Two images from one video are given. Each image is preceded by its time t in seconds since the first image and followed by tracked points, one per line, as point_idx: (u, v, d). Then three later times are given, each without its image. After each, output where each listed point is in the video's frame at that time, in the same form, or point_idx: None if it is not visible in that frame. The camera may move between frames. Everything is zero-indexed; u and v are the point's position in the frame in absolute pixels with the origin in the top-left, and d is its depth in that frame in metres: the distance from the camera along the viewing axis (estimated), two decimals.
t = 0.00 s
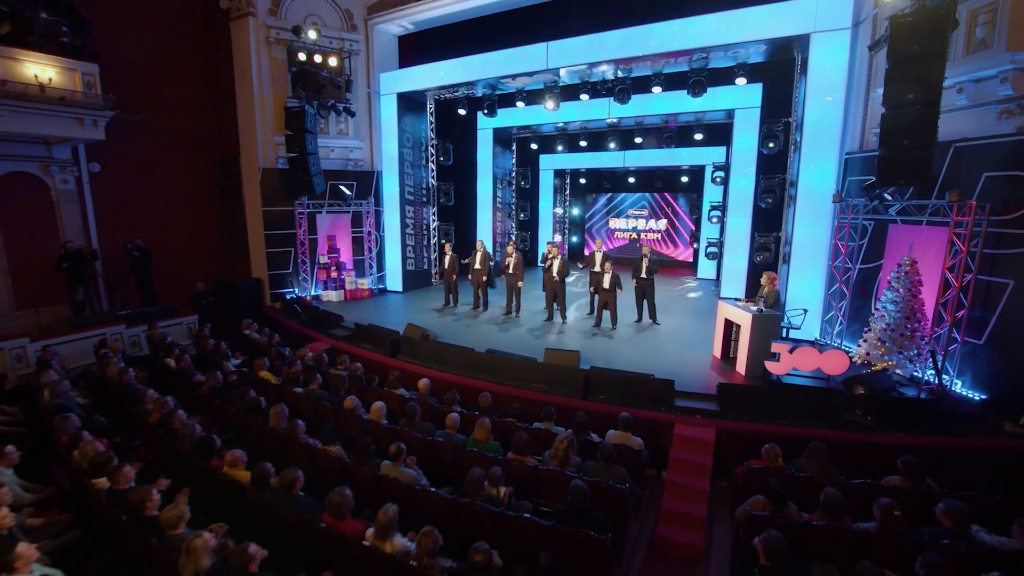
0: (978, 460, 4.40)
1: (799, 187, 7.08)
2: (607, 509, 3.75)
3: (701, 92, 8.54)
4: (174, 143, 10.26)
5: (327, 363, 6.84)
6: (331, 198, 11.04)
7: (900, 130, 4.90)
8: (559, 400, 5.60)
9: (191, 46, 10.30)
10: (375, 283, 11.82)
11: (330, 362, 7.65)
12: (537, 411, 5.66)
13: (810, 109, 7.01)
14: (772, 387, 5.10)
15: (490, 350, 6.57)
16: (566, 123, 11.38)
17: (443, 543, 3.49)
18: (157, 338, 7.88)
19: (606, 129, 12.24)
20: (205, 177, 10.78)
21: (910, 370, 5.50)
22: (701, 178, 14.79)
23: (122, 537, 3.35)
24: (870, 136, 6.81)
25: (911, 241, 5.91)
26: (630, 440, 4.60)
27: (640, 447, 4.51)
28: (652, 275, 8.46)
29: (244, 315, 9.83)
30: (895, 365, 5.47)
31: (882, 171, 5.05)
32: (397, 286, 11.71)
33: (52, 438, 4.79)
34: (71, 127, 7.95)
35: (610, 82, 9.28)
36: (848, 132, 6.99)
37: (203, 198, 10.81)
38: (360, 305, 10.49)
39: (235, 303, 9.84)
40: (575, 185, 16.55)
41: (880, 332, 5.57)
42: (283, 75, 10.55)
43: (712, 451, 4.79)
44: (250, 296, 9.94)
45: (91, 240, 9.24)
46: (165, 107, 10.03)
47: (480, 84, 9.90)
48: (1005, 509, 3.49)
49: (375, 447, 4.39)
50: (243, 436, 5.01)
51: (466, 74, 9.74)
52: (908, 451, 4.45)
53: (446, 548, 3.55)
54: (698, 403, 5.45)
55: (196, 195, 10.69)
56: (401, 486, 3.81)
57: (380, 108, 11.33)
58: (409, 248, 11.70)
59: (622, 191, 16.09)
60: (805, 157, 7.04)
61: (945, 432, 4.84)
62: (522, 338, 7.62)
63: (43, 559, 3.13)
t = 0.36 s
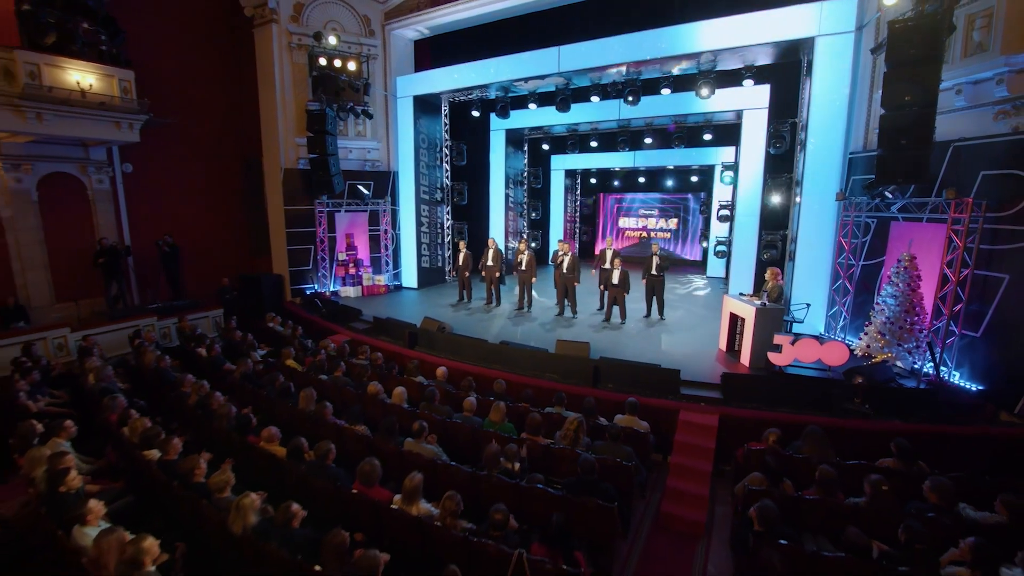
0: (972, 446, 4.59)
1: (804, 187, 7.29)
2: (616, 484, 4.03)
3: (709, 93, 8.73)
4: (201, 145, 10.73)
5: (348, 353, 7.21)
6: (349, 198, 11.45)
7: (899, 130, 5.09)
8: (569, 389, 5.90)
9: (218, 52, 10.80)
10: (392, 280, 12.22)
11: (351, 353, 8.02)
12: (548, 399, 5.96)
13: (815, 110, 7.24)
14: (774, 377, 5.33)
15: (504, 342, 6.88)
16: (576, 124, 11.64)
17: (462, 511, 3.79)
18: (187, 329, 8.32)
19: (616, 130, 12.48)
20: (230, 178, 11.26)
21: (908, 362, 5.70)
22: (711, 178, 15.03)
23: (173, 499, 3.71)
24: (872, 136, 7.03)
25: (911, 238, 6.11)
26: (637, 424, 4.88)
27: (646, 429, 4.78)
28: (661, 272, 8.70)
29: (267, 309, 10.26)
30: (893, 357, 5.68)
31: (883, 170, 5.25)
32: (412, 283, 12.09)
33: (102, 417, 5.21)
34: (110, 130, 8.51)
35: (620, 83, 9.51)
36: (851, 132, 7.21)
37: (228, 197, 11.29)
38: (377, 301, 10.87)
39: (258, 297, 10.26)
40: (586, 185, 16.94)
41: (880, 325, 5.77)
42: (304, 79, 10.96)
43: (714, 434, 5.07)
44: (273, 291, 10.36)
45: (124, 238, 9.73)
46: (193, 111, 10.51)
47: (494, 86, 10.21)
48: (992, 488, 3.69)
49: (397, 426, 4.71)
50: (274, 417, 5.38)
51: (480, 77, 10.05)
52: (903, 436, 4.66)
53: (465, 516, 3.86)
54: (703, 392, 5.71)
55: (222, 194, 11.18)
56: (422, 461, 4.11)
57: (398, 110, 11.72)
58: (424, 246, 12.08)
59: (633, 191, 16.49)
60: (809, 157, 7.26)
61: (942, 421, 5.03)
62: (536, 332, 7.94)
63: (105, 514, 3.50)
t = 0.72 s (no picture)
0: (970, 433, 4.74)
1: (811, 184, 7.49)
2: (624, 461, 4.29)
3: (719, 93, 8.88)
4: (228, 146, 11.23)
5: (370, 343, 7.57)
6: (368, 196, 11.86)
7: (901, 129, 5.28)
8: (580, 377, 6.18)
9: (245, 57, 11.28)
10: (409, 276, 12.62)
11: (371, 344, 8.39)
12: (560, 386, 6.24)
13: (822, 110, 7.42)
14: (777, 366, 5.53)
15: (517, 333, 7.17)
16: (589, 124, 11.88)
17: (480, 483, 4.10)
18: (216, 320, 8.77)
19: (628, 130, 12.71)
20: (255, 177, 11.75)
21: (911, 353, 5.88)
22: (722, 177, 15.11)
23: (218, 467, 4.08)
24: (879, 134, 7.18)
25: (915, 233, 6.36)
26: (644, 408, 5.13)
27: (653, 413, 5.05)
28: (672, 268, 8.92)
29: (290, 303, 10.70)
30: (896, 349, 5.85)
31: (885, 168, 5.43)
32: (429, 279, 12.47)
33: (146, 397, 5.63)
34: (145, 132, 9.06)
35: (632, 84, 9.72)
36: (858, 130, 7.37)
37: (253, 196, 11.78)
38: (394, 295, 11.27)
39: (281, 291, 10.70)
40: (599, 184, 17.12)
41: (884, 318, 5.95)
42: (325, 83, 11.39)
43: (719, 420, 5.31)
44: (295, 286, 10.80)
45: (157, 234, 10.24)
46: (221, 113, 11.01)
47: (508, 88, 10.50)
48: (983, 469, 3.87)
49: (418, 408, 5.03)
50: (303, 399, 5.75)
51: (495, 79, 10.36)
52: (902, 423, 4.85)
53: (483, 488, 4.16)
54: (709, 381, 5.95)
55: (247, 193, 11.67)
56: (443, 437, 4.42)
57: (415, 112, 12.10)
58: (440, 243, 12.46)
59: (644, 190, 16.64)
60: (817, 155, 7.46)
61: (941, 409, 5.20)
62: (548, 324, 8.22)
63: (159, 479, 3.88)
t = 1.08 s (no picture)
0: (970, 421, 4.89)
1: (819, 182, 7.64)
2: (631, 440, 4.55)
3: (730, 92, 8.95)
4: (253, 146, 11.72)
5: (389, 333, 7.92)
6: (386, 194, 12.25)
7: (904, 127, 5.45)
8: (591, 366, 6.44)
9: (270, 61, 11.76)
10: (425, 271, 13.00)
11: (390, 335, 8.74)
12: (572, 375, 6.51)
13: (830, 109, 7.57)
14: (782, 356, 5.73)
15: (531, 325, 7.45)
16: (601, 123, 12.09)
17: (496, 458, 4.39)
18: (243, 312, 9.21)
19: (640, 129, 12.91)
20: (278, 176, 12.23)
21: (915, 345, 6.02)
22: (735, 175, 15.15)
23: (255, 439, 4.44)
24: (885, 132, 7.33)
25: (920, 228, 6.58)
26: (652, 394, 5.37)
27: (660, 398, 5.29)
28: (682, 264, 9.11)
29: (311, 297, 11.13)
30: (900, 341, 6.00)
31: (889, 164, 5.60)
32: (444, 275, 12.84)
33: (184, 379, 6.05)
34: (178, 133, 9.49)
35: (643, 84, 9.90)
36: (865, 129, 7.52)
37: (277, 194, 12.26)
38: (411, 290, 11.64)
39: (303, 286, 11.14)
40: (611, 182, 17.26)
41: (888, 311, 6.09)
42: (346, 85, 11.80)
43: (724, 406, 5.53)
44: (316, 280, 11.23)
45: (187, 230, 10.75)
46: (247, 115, 11.51)
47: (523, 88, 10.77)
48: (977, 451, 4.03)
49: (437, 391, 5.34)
50: (329, 383, 6.12)
51: (510, 80, 10.65)
52: (903, 410, 5.01)
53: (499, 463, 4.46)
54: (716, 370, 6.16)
55: (271, 191, 12.15)
56: (461, 416, 4.73)
57: (432, 112, 12.45)
58: (455, 240, 12.81)
59: (657, 188, 16.74)
60: (824, 153, 7.62)
61: (943, 399, 5.34)
62: (561, 318, 8.49)
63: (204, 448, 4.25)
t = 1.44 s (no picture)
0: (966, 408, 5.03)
1: (824, 179, 7.80)
2: (635, 421, 4.78)
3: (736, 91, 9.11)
4: (274, 146, 12.16)
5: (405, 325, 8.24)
6: (401, 192, 12.61)
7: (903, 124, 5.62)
8: (599, 355, 6.68)
9: (290, 64, 12.20)
10: (438, 268, 13.33)
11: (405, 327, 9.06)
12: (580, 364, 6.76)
13: (835, 107, 7.74)
14: (784, 346, 5.91)
15: (541, 317, 7.70)
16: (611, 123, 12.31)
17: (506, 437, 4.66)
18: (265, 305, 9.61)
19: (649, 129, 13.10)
20: (297, 175, 12.66)
21: (914, 336, 6.19)
22: (744, 173, 15.37)
23: (283, 417, 4.77)
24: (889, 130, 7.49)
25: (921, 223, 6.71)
26: (656, 381, 5.60)
27: (664, 385, 5.52)
28: (688, 260, 9.30)
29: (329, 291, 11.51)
30: (900, 332, 6.16)
31: (890, 160, 5.76)
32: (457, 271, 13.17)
33: (214, 365, 6.43)
34: (203, 134, 9.94)
35: (652, 84, 10.10)
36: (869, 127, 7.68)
37: (296, 193, 12.70)
38: (424, 286, 11.97)
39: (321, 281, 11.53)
40: (621, 181, 17.50)
41: (889, 303, 6.26)
42: (362, 86, 12.19)
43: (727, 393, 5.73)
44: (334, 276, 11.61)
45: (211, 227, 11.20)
46: (268, 116, 11.96)
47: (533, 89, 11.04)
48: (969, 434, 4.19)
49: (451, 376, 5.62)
50: (349, 370, 6.45)
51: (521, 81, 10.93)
52: (901, 398, 5.17)
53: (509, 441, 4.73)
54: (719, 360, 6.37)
55: (290, 190, 12.58)
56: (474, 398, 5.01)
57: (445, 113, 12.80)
58: (467, 238, 13.14)
59: (666, 187, 16.97)
60: (829, 151, 7.78)
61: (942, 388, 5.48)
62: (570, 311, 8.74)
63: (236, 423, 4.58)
